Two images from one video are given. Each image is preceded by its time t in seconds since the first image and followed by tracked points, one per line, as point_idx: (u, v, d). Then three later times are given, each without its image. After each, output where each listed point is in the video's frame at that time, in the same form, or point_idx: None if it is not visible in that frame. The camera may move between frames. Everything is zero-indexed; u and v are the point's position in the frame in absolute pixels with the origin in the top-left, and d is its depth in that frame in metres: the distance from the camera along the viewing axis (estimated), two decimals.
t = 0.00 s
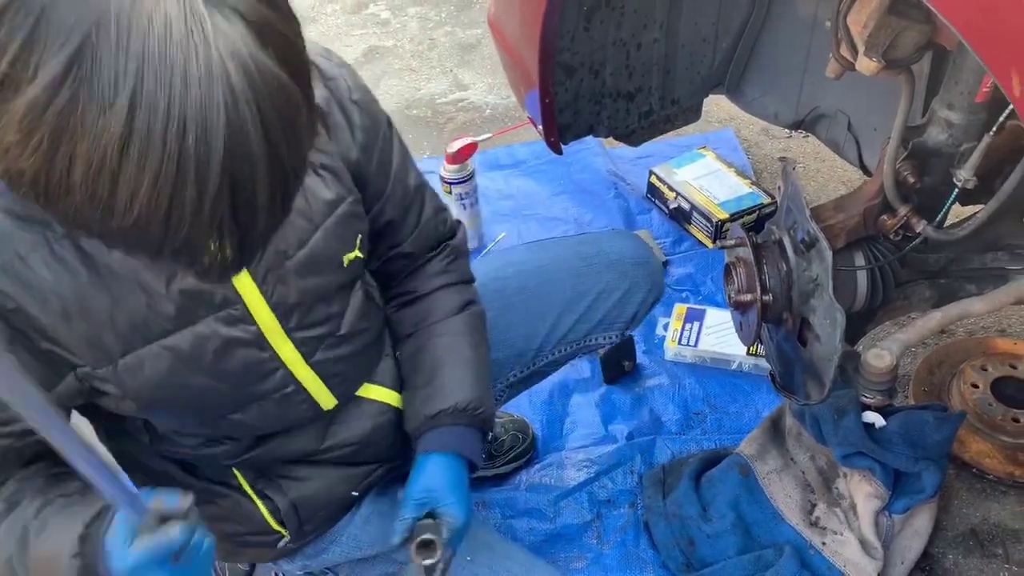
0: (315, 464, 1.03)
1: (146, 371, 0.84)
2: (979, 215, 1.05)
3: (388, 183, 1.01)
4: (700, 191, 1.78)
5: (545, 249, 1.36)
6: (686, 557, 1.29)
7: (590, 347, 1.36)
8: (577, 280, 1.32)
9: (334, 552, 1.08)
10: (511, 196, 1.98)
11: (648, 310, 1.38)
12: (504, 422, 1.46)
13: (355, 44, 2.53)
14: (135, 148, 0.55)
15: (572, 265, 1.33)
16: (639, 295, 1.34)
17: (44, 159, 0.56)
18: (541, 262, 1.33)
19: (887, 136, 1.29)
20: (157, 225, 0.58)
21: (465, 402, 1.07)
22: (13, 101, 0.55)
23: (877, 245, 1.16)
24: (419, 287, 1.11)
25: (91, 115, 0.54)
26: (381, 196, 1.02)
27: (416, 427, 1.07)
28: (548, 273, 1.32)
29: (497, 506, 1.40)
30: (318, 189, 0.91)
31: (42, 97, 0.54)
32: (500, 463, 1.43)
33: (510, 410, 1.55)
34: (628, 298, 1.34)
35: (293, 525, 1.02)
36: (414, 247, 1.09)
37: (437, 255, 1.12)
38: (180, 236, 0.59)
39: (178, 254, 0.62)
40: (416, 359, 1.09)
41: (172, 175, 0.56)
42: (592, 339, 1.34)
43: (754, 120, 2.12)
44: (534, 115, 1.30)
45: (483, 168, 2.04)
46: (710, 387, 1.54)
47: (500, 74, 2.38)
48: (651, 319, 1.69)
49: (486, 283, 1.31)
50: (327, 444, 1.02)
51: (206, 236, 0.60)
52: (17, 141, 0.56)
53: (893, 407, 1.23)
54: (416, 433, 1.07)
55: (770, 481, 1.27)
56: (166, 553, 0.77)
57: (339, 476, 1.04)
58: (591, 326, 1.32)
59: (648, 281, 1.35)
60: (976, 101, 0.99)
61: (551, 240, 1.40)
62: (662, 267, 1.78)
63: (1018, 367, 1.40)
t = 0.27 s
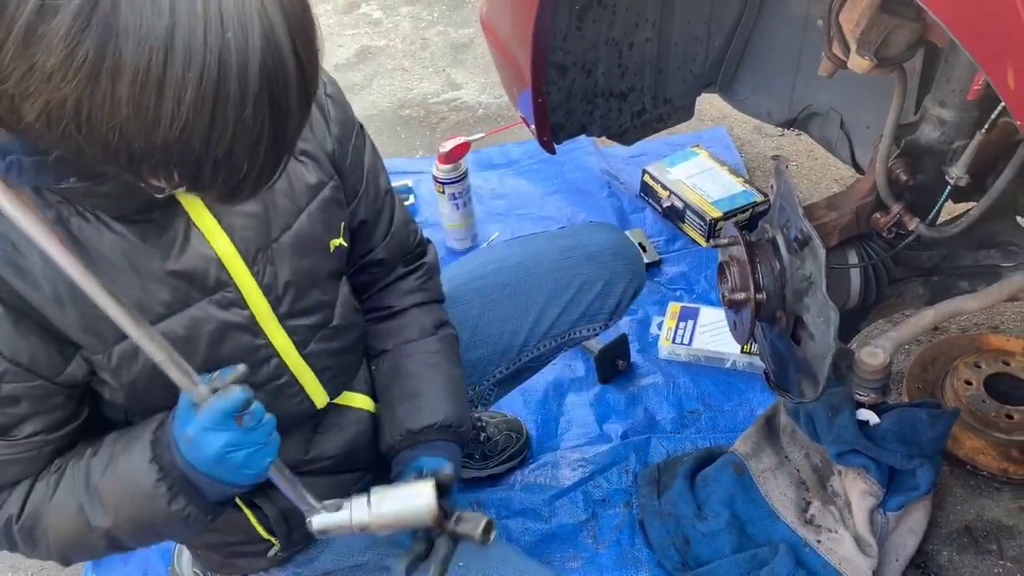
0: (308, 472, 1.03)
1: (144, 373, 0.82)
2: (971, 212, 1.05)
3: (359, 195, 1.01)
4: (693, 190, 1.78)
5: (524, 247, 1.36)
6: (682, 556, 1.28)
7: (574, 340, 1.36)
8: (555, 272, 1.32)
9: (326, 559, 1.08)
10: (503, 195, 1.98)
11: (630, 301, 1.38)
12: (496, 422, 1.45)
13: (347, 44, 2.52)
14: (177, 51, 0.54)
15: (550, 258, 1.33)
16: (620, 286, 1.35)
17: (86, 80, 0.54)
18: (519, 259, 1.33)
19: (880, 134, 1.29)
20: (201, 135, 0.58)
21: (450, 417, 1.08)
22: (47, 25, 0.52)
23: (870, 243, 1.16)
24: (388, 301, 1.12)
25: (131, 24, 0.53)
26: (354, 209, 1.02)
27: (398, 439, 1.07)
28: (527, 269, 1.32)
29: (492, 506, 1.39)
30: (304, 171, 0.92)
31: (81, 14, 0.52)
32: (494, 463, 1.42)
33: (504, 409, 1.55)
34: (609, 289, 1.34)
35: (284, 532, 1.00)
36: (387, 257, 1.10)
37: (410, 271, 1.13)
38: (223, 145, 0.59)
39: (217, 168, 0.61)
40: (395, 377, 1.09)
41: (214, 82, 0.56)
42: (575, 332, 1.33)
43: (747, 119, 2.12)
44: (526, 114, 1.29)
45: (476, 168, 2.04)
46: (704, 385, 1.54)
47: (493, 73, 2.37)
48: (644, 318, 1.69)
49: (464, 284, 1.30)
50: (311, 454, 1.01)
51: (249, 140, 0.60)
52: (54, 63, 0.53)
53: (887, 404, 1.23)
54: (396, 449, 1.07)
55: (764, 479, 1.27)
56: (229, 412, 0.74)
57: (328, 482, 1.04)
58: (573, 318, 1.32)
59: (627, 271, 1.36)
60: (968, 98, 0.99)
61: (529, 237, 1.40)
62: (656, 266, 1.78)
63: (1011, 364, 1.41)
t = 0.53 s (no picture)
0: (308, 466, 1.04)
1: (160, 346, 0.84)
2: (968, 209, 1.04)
3: (361, 186, 1.03)
4: (690, 187, 1.78)
5: (531, 249, 1.36)
6: (679, 554, 1.28)
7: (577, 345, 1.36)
8: (562, 276, 1.32)
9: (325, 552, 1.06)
10: (500, 193, 1.97)
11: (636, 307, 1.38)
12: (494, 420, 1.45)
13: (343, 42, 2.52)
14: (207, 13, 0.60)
15: (557, 261, 1.33)
16: (626, 292, 1.34)
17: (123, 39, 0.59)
18: (526, 261, 1.33)
19: (877, 131, 1.29)
20: (226, 97, 0.62)
21: (429, 398, 1.06)
22: None
23: (867, 240, 1.16)
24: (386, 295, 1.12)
25: None
26: (355, 201, 1.03)
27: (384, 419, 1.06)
28: (533, 273, 1.31)
29: (490, 506, 1.39)
30: (311, 157, 0.96)
31: None
32: (491, 462, 1.41)
33: (502, 408, 1.54)
34: (615, 296, 1.33)
35: (283, 524, 0.99)
36: (386, 251, 1.11)
37: (409, 265, 1.14)
38: (246, 109, 0.64)
39: (241, 133, 0.66)
40: (383, 361, 1.09)
41: (241, 45, 0.61)
42: (580, 337, 1.34)
43: (743, 116, 2.12)
44: (522, 112, 1.29)
45: (472, 166, 2.04)
46: (701, 383, 1.54)
47: (488, 71, 2.37)
48: (641, 316, 1.69)
49: (471, 284, 1.30)
50: (311, 447, 1.02)
51: (271, 106, 0.65)
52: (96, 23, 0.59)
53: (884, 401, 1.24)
54: (381, 432, 1.06)
55: (762, 476, 1.27)
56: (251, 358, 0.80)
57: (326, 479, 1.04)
58: (578, 324, 1.32)
59: (635, 279, 1.35)
60: (964, 95, 0.98)
61: (536, 239, 1.40)
62: (653, 263, 1.77)
63: (1007, 360, 1.41)
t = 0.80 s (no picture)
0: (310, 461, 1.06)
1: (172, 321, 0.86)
2: (968, 206, 1.04)
3: (362, 181, 1.04)
4: (688, 184, 1.78)
5: (528, 247, 1.35)
6: (678, 551, 1.28)
7: (576, 342, 1.35)
8: (559, 274, 1.31)
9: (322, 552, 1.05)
10: (497, 190, 1.97)
11: (634, 304, 1.37)
12: (493, 417, 1.44)
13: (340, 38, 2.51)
14: None
15: (554, 259, 1.33)
16: (624, 288, 1.34)
17: None
18: (523, 259, 1.33)
19: (877, 127, 1.29)
20: (224, 53, 0.62)
21: (452, 383, 1.07)
22: None
23: (866, 237, 1.16)
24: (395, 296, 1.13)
25: None
26: (357, 199, 1.04)
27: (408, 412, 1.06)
28: (530, 270, 1.31)
29: (489, 503, 1.39)
30: (321, 144, 0.98)
31: None
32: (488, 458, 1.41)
33: (499, 405, 1.54)
34: (613, 293, 1.33)
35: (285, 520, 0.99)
36: (390, 250, 1.11)
37: (413, 265, 1.14)
38: (247, 66, 0.63)
39: (240, 91, 0.65)
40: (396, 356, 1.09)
41: None
42: (578, 334, 1.33)
43: (742, 112, 2.12)
44: (521, 108, 1.28)
45: (470, 163, 2.03)
46: (699, 380, 1.54)
47: (486, 67, 2.36)
48: (640, 313, 1.68)
49: (467, 282, 1.30)
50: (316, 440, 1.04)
51: (272, 64, 0.64)
52: None
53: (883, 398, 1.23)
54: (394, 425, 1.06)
55: (761, 473, 1.26)
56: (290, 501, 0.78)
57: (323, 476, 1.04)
58: (576, 321, 1.31)
59: (633, 275, 1.35)
60: (965, 91, 0.98)
61: (533, 236, 1.39)
62: (651, 260, 1.77)
63: (1006, 357, 1.41)
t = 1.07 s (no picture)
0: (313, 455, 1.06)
1: (175, 314, 0.85)
2: (972, 202, 1.04)
3: (367, 174, 1.04)
4: (690, 179, 1.77)
5: (533, 243, 1.35)
6: (679, 547, 1.28)
7: (579, 339, 1.35)
8: (564, 270, 1.31)
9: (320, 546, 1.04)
10: (499, 184, 1.96)
11: (637, 301, 1.37)
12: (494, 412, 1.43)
13: (341, 32, 2.50)
14: None
15: (559, 255, 1.32)
16: (628, 286, 1.33)
17: None
18: (527, 255, 1.32)
19: (880, 123, 1.28)
20: (182, 40, 0.62)
21: (474, 384, 1.07)
22: None
23: (869, 233, 1.16)
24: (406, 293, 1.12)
25: None
26: (362, 191, 1.03)
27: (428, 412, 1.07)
28: (534, 266, 1.31)
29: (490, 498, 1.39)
30: (324, 138, 0.97)
31: None
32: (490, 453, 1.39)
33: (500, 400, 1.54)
34: (616, 290, 1.32)
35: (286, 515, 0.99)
36: (396, 246, 1.11)
37: (425, 263, 1.14)
38: (208, 53, 0.63)
39: (206, 80, 0.65)
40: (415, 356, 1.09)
41: None
42: (581, 331, 1.32)
43: (745, 108, 2.11)
44: (523, 102, 1.28)
45: (471, 157, 2.03)
46: (701, 376, 1.54)
47: (488, 61, 2.36)
48: (641, 309, 1.68)
49: (470, 278, 1.29)
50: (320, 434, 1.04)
51: (234, 50, 0.64)
52: None
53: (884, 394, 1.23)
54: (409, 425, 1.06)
55: (762, 469, 1.26)
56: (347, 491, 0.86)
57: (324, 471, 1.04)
58: (579, 317, 1.31)
59: (636, 273, 1.34)
60: (970, 87, 0.97)
61: (536, 233, 1.39)
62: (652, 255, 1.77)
63: (1009, 354, 1.41)
